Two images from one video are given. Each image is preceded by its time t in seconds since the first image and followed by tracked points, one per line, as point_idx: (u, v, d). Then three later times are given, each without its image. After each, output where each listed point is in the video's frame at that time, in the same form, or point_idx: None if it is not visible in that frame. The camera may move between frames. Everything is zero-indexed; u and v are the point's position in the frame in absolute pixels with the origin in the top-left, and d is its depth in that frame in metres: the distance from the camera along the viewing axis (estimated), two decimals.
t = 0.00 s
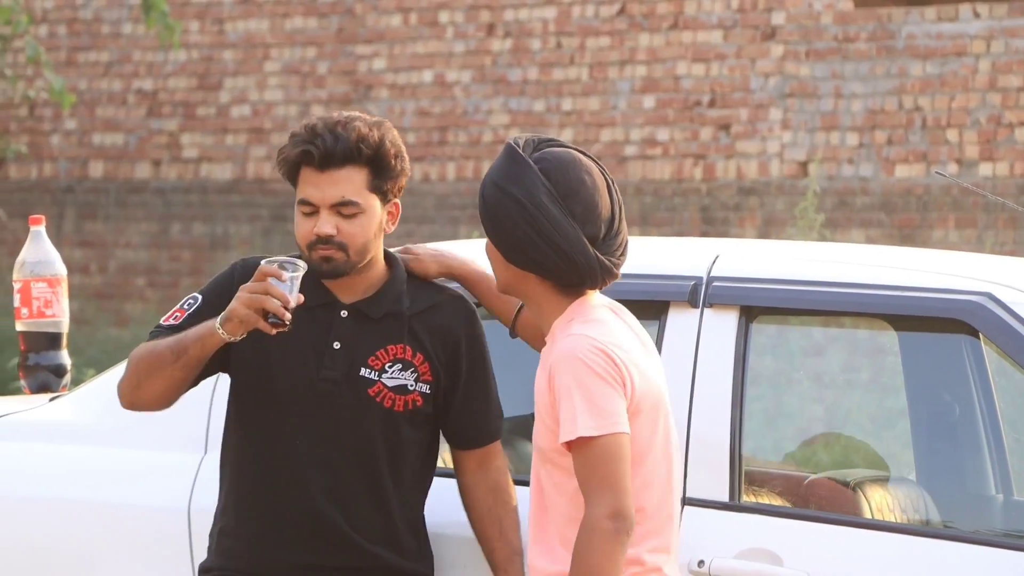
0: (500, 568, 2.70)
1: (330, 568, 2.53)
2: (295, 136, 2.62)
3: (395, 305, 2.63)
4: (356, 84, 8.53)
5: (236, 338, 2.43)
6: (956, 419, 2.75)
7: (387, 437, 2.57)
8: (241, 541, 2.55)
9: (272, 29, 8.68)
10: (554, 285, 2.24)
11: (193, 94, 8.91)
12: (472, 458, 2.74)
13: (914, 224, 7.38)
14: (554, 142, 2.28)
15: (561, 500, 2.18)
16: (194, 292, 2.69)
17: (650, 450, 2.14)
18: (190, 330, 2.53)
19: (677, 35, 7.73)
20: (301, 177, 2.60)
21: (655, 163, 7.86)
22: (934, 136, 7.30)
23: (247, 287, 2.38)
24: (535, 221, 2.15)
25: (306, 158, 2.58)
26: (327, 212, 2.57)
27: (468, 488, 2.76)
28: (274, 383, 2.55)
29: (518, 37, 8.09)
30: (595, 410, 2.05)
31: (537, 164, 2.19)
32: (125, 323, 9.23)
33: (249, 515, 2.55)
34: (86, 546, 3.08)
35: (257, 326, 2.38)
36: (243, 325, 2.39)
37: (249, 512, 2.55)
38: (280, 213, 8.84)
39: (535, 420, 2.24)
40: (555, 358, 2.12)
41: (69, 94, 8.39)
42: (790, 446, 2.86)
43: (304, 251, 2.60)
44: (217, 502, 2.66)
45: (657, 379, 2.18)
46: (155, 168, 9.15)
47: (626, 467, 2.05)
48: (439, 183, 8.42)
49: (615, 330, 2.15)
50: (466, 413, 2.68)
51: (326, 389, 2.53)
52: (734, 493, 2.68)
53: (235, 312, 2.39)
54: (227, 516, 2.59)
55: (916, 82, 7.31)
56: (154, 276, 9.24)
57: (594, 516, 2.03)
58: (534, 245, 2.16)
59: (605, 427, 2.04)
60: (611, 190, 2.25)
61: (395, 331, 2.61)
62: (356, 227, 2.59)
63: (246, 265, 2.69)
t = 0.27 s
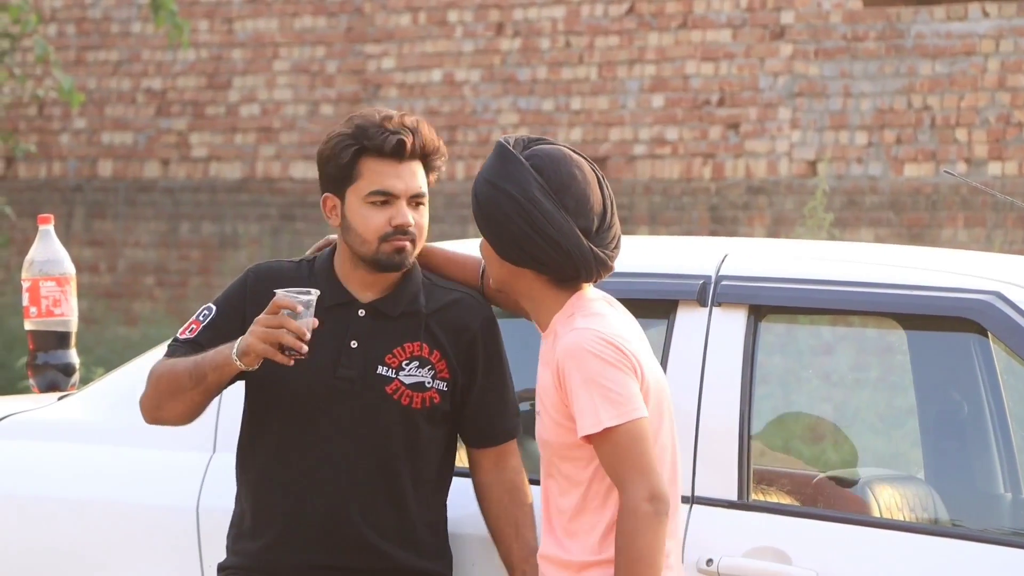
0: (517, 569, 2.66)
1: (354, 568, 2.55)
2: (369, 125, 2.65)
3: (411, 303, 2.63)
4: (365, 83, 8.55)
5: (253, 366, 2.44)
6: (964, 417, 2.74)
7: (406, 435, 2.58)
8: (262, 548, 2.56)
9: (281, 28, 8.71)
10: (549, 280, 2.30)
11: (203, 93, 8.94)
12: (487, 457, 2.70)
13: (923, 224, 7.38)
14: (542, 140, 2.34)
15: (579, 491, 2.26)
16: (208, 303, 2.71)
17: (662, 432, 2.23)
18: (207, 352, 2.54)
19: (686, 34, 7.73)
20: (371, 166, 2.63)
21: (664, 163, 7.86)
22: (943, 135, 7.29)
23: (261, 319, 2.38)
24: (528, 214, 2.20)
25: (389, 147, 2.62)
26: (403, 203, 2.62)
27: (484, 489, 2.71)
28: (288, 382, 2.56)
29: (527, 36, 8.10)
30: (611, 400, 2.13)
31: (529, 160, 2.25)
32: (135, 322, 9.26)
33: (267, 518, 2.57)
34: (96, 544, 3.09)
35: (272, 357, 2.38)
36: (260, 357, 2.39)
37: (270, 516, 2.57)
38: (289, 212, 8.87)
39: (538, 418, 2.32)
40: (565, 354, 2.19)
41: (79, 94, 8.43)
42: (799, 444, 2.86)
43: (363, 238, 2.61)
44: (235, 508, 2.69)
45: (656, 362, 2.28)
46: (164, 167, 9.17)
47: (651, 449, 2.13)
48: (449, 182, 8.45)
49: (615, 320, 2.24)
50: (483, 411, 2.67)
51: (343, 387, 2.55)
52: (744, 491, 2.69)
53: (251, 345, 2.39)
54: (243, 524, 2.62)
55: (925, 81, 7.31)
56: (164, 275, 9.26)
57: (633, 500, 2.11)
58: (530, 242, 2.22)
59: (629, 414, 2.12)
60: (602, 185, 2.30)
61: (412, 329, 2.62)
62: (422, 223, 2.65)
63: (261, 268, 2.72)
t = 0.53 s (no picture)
0: None
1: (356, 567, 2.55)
2: (384, 117, 2.66)
3: (415, 304, 2.64)
4: (369, 81, 8.55)
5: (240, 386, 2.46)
6: (968, 415, 2.72)
7: (408, 435, 2.59)
8: (264, 547, 2.57)
9: (285, 27, 8.71)
10: (546, 279, 2.30)
11: (207, 92, 8.95)
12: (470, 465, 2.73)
13: (927, 222, 7.38)
14: (542, 142, 2.35)
15: (581, 488, 2.26)
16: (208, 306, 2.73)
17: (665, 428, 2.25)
18: (202, 366, 2.59)
19: (690, 32, 7.73)
20: (386, 157, 2.64)
21: (668, 161, 7.86)
22: (947, 133, 7.29)
23: (242, 342, 2.38)
24: (525, 211, 2.21)
25: (406, 137, 2.64)
26: (420, 193, 2.63)
27: (469, 495, 2.75)
28: (288, 380, 2.56)
29: (532, 35, 8.10)
30: (618, 392, 2.14)
31: (527, 159, 2.26)
32: (138, 320, 9.27)
33: (270, 518, 2.58)
34: (100, 543, 3.10)
35: (254, 379, 2.39)
36: (242, 378, 2.40)
37: (272, 514, 2.58)
38: (293, 211, 8.88)
39: (536, 418, 2.32)
40: (569, 352, 2.20)
41: (83, 92, 8.43)
42: (802, 443, 2.85)
43: (381, 230, 2.61)
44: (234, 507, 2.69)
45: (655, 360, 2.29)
46: (168, 165, 9.17)
47: (659, 439, 2.14)
48: (453, 180, 8.46)
49: (616, 318, 2.25)
50: (482, 414, 2.68)
51: (345, 386, 2.55)
52: (747, 488, 2.70)
53: (233, 367, 2.41)
54: (244, 524, 2.63)
55: (930, 80, 7.31)
56: (168, 273, 9.27)
57: (644, 492, 2.11)
58: (528, 238, 2.22)
59: (638, 407, 2.13)
60: (602, 188, 2.31)
61: (415, 329, 2.63)
62: (436, 215, 2.67)
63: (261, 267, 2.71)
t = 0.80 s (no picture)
0: None
1: (355, 563, 2.56)
2: (391, 112, 2.66)
3: (417, 299, 2.64)
4: (371, 78, 8.55)
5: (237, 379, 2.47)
6: (969, 413, 2.72)
7: (409, 430, 2.59)
8: (263, 543, 2.57)
9: (286, 23, 8.71)
10: (550, 272, 2.30)
11: (208, 88, 8.95)
12: (471, 461, 2.73)
13: (929, 218, 7.37)
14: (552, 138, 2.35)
15: (576, 487, 2.27)
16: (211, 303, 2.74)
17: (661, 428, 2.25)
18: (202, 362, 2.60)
19: (692, 29, 7.72)
20: (392, 152, 2.64)
21: (670, 157, 7.86)
22: (949, 129, 7.29)
23: (235, 332, 2.39)
24: (530, 200, 2.21)
25: (412, 133, 2.64)
26: (425, 189, 2.63)
27: (469, 492, 2.74)
28: (290, 377, 2.56)
29: (533, 31, 8.10)
30: (616, 393, 2.14)
31: (535, 150, 2.27)
32: (140, 316, 9.27)
33: (269, 513, 2.58)
34: (101, 540, 3.10)
35: (248, 369, 2.40)
36: (236, 368, 2.41)
37: (271, 510, 2.58)
38: (295, 208, 8.89)
39: (533, 414, 2.32)
40: (569, 350, 2.20)
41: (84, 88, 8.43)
42: (804, 440, 2.85)
43: (384, 225, 2.61)
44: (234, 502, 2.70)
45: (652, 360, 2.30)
46: (170, 162, 9.17)
47: (655, 443, 2.15)
48: (454, 176, 8.45)
49: (616, 317, 2.25)
50: (484, 411, 2.68)
51: (347, 381, 2.56)
52: (748, 486, 2.70)
53: (228, 358, 2.42)
54: (243, 520, 2.63)
55: (931, 76, 7.30)
56: (169, 270, 9.27)
57: (638, 497, 2.12)
58: (532, 227, 2.22)
59: (636, 409, 2.13)
60: (609, 186, 2.31)
61: (417, 325, 2.63)
62: (440, 212, 2.67)
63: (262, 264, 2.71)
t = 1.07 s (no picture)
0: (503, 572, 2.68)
1: (353, 561, 2.55)
2: (392, 109, 2.66)
3: (419, 295, 2.64)
4: (375, 75, 8.55)
5: (238, 376, 2.48)
6: (973, 410, 2.72)
7: (411, 425, 2.59)
8: (263, 541, 2.57)
9: (290, 21, 8.71)
10: (559, 265, 2.31)
11: (212, 86, 8.95)
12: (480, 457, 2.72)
13: (933, 216, 7.36)
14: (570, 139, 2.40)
15: (570, 487, 2.26)
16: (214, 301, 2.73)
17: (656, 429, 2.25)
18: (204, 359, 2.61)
19: (696, 26, 7.72)
20: (392, 149, 2.64)
21: (674, 155, 7.85)
22: (953, 127, 7.28)
23: (234, 330, 2.40)
24: (559, 180, 2.22)
25: (413, 130, 2.65)
26: (424, 186, 2.64)
27: (478, 488, 2.73)
28: (292, 372, 2.57)
29: (537, 28, 8.09)
30: (612, 397, 2.14)
31: (564, 139, 2.30)
32: (144, 315, 9.27)
33: (271, 512, 2.58)
34: (104, 537, 3.11)
35: (248, 367, 2.40)
36: (236, 365, 2.42)
37: (273, 508, 2.58)
38: (298, 206, 8.89)
39: (530, 412, 2.32)
40: (566, 350, 2.19)
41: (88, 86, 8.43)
42: (808, 438, 2.84)
43: (384, 222, 2.62)
44: (236, 501, 2.70)
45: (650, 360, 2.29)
46: (174, 160, 9.18)
47: (651, 447, 2.15)
48: (457, 174, 8.44)
49: (614, 318, 2.25)
50: (486, 408, 2.68)
51: (349, 377, 2.56)
52: (751, 483, 2.70)
53: (229, 355, 2.43)
54: (244, 519, 2.63)
55: (935, 73, 7.29)
56: (173, 268, 9.28)
57: (633, 500, 2.12)
58: (556, 206, 2.22)
59: (631, 412, 2.13)
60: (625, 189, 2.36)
61: (419, 321, 2.63)
62: (440, 210, 2.67)
63: (264, 262, 2.71)
